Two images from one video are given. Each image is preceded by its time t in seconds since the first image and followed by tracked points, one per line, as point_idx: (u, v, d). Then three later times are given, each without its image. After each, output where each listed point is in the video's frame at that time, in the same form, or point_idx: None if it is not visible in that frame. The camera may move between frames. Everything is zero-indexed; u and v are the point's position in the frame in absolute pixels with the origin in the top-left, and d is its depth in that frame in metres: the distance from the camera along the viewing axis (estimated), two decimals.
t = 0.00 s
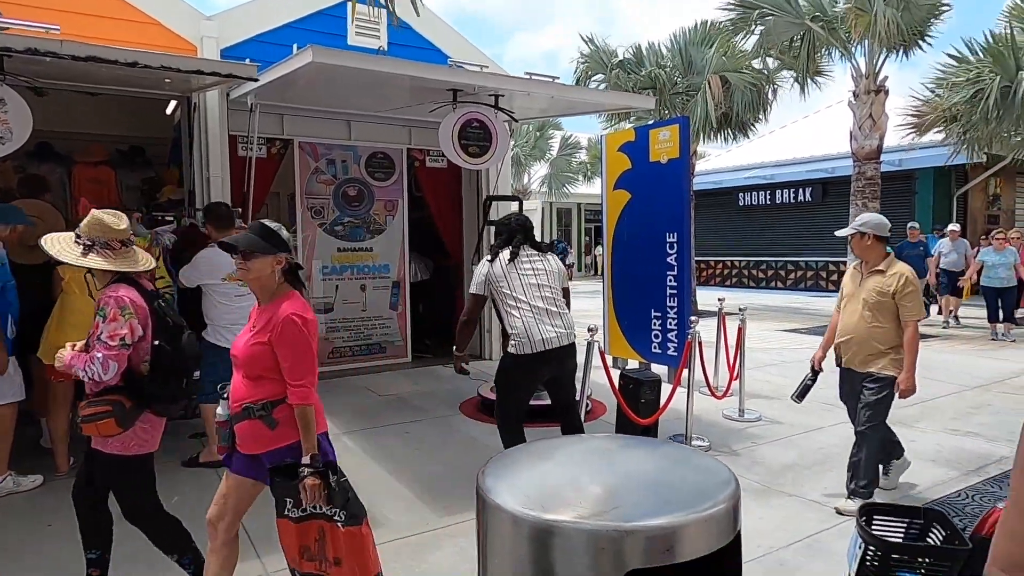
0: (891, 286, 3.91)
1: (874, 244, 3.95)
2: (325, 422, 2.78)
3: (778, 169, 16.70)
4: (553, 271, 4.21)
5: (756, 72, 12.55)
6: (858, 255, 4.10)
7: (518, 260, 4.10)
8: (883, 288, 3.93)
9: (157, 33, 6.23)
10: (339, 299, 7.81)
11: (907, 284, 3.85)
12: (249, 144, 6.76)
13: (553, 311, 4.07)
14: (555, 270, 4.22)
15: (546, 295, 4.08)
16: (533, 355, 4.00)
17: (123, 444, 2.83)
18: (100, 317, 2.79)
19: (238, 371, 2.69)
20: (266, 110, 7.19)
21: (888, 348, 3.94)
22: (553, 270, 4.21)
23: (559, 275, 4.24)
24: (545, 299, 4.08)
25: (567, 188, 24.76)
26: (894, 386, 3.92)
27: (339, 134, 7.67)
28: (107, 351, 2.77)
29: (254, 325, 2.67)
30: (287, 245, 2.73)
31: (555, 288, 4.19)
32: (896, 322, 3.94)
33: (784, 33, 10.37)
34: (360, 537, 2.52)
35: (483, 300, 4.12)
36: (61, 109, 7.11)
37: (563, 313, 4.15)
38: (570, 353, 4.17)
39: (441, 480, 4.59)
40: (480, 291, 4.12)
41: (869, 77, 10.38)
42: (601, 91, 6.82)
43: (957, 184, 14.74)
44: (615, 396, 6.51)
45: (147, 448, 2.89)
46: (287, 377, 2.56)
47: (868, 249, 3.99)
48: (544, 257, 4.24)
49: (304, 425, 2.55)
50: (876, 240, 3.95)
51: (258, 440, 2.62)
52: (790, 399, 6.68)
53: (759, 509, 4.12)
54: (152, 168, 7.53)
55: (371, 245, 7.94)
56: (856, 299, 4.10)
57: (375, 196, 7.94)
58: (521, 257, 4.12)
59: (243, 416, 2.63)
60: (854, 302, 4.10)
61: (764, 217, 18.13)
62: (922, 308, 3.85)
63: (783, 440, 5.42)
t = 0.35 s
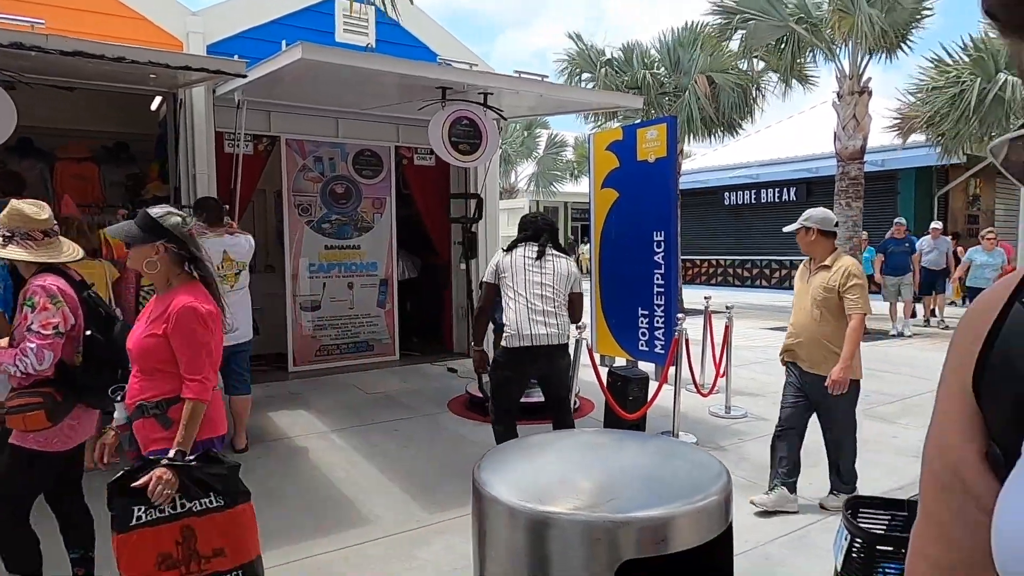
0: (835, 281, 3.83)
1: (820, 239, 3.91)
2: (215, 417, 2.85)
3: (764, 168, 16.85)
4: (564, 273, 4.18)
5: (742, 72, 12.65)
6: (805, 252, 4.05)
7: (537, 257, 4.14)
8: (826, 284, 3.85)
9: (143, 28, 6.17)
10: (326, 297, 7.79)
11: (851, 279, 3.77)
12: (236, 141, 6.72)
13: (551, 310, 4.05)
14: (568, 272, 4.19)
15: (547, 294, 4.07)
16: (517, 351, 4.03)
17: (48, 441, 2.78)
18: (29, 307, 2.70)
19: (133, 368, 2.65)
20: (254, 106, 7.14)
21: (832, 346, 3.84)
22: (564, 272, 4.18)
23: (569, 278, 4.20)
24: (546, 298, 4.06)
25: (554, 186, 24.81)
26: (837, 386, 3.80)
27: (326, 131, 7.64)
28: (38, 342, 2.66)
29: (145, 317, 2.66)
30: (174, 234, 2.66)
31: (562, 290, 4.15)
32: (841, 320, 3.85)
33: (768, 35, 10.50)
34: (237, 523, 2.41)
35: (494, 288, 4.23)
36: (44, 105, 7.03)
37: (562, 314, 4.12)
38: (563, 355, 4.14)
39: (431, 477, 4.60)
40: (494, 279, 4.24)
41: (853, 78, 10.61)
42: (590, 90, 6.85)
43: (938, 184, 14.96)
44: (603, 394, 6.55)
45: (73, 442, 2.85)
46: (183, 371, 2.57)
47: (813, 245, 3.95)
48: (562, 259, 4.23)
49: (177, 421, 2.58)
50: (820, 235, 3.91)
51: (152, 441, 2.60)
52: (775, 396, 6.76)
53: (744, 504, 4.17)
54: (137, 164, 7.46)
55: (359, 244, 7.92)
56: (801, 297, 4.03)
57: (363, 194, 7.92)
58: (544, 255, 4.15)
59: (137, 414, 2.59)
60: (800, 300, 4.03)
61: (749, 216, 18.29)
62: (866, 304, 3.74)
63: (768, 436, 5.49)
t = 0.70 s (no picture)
0: (770, 292, 3.77)
1: (755, 249, 3.87)
2: (107, 448, 2.63)
3: (746, 178, 17.07)
4: (554, 287, 4.19)
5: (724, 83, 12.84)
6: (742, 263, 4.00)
7: (530, 270, 4.15)
8: (762, 295, 3.79)
9: (129, 32, 6.14)
10: (311, 304, 7.75)
11: (787, 289, 3.72)
12: (222, 146, 6.68)
13: (539, 322, 4.07)
14: (558, 286, 4.20)
15: (537, 307, 4.08)
16: (505, 361, 4.04)
17: None
18: None
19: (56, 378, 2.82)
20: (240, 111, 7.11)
21: (771, 359, 3.79)
22: (555, 286, 4.20)
23: (560, 292, 4.22)
24: (536, 311, 4.08)
25: (538, 194, 24.93)
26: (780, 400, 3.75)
27: (312, 137, 7.62)
28: None
29: (49, 335, 2.63)
30: (67, 247, 2.58)
31: (552, 303, 4.17)
32: (779, 332, 3.80)
33: (751, 46, 10.68)
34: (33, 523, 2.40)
35: (483, 296, 4.24)
36: (26, 108, 6.95)
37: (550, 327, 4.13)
38: (551, 365, 4.17)
39: (418, 484, 4.60)
40: (485, 287, 4.24)
41: (834, 90, 10.80)
42: (576, 99, 6.92)
43: (916, 195, 15.24)
44: (589, 401, 6.58)
45: None
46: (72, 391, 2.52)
47: (749, 255, 3.91)
48: (554, 272, 4.24)
49: (43, 418, 2.52)
50: (756, 245, 3.87)
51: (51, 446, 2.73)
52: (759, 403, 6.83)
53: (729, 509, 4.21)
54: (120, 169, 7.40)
55: (345, 250, 7.90)
56: (738, 310, 3.97)
57: (349, 200, 7.91)
58: (538, 268, 4.17)
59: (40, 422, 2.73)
60: (737, 312, 3.97)
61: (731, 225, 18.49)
62: (804, 314, 3.70)
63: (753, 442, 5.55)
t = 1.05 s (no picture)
0: (698, 310, 3.61)
1: (690, 264, 3.70)
2: None
3: (719, 192, 17.32)
4: (488, 303, 4.19)
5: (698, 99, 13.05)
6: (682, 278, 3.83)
7: (462, 290, 4.15)
8: (691, 313, 3.64)
9: (101, 45, 6.06)
10: (287, 318, 7.67)
11: (715, 309, 3.54)
12: (195, 159, 6.61)
13: (476, 340, 4.04)
14: (492, 301, 4.19)
15: (474, 324, 4.07)
16: (449, 381, 4.01)
17: None
18: None
19: None
20: (214, 125, 7.04)
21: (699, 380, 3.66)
22: (489, 301, 4.19)
23: (495, 307, 4.20)
24: (472, 329, 4.05)
25: (515, 208, 25.01)
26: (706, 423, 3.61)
27: (288, 151, 7.58)
28: None
29: None
30: None
31: (488, 320, 4.15)
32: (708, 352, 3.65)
33: (724, 63, 10.90)
34: None
35: (419, 321, 4.21)
36: None
37: (489, 343, 4.10)
38: (495, 381, 4.13)
39: (396, 501, 4.55)
40: (419, 311, 4.21)
41: (804, 106, 11.02)
42: (552, 115, 6.97)
43: (885, 208, 15.58)
44: (567, 414, 6.59)
45: None
46: None
47: (683, 271, 3.75)
48: (487, 288, 4.24)
49: None
50: (690, 260, 3.71)
51: None
52: (735, 415, 6.90)
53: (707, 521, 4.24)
54: (90, 183, 7.27)
55: (321, 265, 7.84)
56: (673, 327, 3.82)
57: (325, 214, 7.86)
58: (469, 288, 4.17)
59: None
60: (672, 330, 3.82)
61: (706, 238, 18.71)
62: (732, 336, 3.51)
63: (730, 454, 5.59)
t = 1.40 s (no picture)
0: (619, 323, 3.44)
1: (617, 275, 3.55)
2: None
3: (693, 206, 17.54)
4: (429, 314, 4.16)
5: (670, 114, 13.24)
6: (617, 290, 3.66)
7: (401, 306, 4.12)
8: (613, 325, 3.47)
9: (68, 60, 5.97)
10: (260, 336, 7.55)
11: (632, 320, 3.37)
12: (165, 176, 6.52)
13: (422, 353, 4.00)
14: (432, 312, 4.17)
15: (418, 338, 4.04)
16: (402, 400, 3.98)
17: None
18: None
19: None
20: (185, 141, 6.95)
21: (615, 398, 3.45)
22: (430, 313, 4.17)
23: (436, 317, 4.18)
24: (417, 343, 4.02)
25: (491, 222, 25.08)
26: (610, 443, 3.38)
27: (260, 167, 7.51)
28: None
29: None
30: None
31: (431, 330, 4.13)
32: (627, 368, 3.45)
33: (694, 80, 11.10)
34: None
35: (361, 343, 4.17)
36: None
37: (435, 353, 4.07)
38: (443, 396, 4.12)
39: (372, 522, 4.49)
40: (362, 336, 4.18)
41: (773, 121, 11.26)
42: (526, 131, 7.01)
43: (853, 221, 15.90)
44: (544, 429, 6.58)
45: None
46: None
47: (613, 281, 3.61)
48: (427, 300, 4.21)
49: None
50: (617, 271, 3.56)
51: None
52: (711, 427, 6.94)
53: (685, 534, 4.24)
54: (56, 200, 7.13)
55: (295, 281, 7.76)
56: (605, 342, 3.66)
57: (300, 231, 7.79)
58: (407, 302, 4.13)
59: None
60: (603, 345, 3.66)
61: (680, 251, 18.91)
62: (647, 349, 3.31)
63: (706, 466, 5.62)
